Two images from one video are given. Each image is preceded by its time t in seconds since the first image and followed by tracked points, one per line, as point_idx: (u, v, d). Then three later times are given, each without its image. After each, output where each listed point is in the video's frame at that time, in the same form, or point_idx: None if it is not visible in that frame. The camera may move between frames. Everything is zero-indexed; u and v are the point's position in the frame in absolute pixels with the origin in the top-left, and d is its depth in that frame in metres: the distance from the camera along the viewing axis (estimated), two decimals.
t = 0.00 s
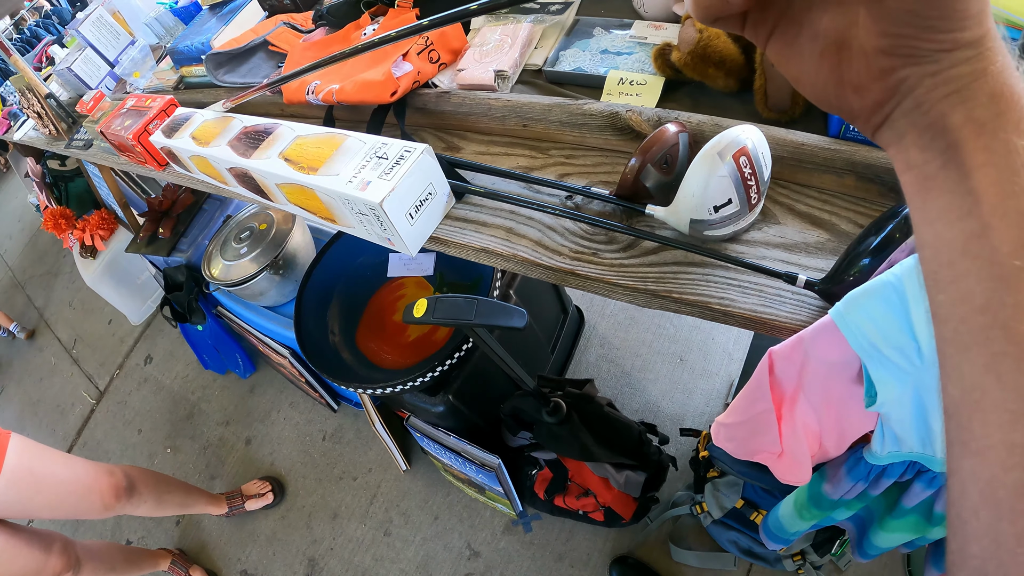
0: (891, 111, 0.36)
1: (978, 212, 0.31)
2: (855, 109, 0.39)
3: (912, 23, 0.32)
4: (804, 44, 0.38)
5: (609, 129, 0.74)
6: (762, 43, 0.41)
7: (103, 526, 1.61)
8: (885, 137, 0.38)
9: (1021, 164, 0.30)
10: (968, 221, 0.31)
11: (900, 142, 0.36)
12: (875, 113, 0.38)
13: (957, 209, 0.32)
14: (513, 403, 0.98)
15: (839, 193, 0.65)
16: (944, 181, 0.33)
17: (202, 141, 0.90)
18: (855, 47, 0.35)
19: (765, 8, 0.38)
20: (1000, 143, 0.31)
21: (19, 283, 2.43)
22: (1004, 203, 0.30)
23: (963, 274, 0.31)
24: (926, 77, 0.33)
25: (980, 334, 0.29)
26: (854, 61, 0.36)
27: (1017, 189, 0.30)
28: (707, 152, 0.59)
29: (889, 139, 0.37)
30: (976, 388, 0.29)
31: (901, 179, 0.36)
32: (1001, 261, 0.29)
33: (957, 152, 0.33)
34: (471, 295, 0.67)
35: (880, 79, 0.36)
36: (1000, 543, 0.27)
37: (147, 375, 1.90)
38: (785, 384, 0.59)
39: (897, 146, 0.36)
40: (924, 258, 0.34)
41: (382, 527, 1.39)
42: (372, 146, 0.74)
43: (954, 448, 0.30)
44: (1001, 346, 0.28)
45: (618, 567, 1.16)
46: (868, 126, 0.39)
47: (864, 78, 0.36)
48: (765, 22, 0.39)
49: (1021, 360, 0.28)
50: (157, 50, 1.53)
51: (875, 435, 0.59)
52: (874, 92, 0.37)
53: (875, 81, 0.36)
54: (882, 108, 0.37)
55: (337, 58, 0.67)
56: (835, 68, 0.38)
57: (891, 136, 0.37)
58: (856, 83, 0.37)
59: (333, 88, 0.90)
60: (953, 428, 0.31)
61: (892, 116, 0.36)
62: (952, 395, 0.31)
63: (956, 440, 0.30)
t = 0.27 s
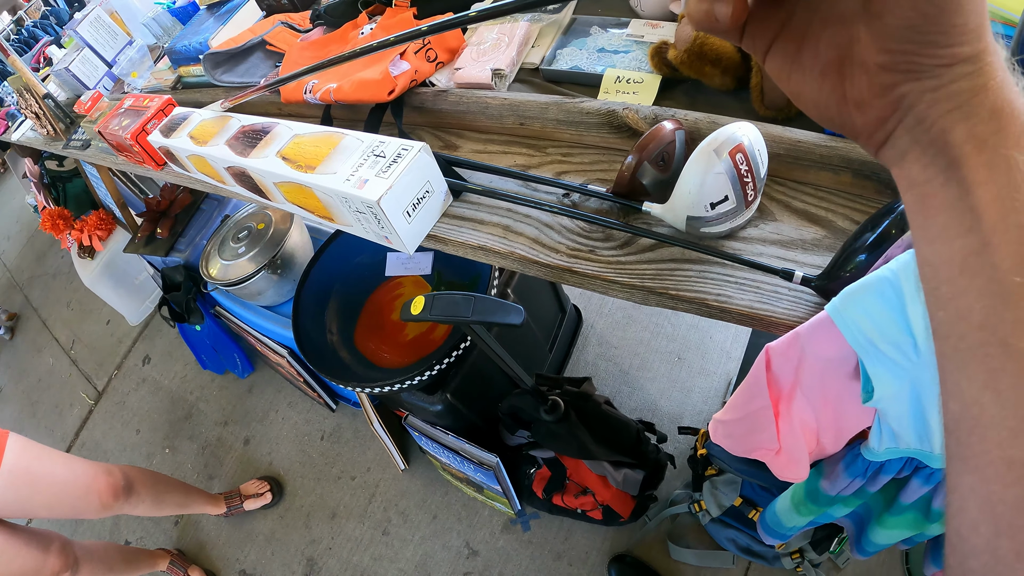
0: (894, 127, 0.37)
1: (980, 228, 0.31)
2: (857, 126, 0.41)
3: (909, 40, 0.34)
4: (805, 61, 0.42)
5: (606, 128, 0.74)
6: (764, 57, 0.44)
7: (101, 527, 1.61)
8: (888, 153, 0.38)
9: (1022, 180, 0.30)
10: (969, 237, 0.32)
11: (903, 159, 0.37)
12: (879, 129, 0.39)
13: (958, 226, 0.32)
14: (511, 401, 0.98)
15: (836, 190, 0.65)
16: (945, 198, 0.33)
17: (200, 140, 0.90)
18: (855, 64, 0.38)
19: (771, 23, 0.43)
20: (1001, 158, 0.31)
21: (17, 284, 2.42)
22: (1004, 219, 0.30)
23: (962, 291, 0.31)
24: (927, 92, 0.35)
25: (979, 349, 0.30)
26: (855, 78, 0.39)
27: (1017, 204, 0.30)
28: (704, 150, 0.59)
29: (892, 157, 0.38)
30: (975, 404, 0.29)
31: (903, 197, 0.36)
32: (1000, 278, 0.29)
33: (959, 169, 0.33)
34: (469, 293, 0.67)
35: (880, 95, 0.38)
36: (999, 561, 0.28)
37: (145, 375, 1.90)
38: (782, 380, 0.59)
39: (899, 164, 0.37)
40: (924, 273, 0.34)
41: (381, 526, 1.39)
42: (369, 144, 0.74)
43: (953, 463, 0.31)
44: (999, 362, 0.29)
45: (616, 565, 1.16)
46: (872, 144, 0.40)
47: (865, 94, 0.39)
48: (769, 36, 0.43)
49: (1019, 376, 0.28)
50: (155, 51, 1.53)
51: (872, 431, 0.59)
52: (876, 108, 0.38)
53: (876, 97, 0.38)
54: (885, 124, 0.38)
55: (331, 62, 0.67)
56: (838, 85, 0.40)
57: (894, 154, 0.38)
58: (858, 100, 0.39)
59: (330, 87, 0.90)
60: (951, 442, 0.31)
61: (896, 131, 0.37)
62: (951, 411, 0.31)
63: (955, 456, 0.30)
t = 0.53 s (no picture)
0: (890, 133, 0.38)
1: (975, 234, 0.32)
2: (854, 133, 0.40)
3: (900, 48, 0.34)
4: (801, 66, 0.42)
5: (603, 126, 0.74)
6: (760, 63, 0.44)
7: (99, 527, 1.60)
8: (885, 159, 0.39)
9: (1017, 187, 0.31)
10: (964, 243, 0.32)
11: (901, 166, 0.37)
12: (874, 135, 0.39)
13: (954, 233, 0.33)
14: (509, 400, 0.98)
15: (832, 187, 0.66)
16: (941, 205, 0.34)
17: (197, 139, 0.90)
18: (850, 69, 0.38)
19: (763, 31, 0.42)
20: (996, 165, 0.32)
21: (15, 285, 2.42)
22: (1000, 225, 0.31)
23: (956, 297, 0.32)
24: (922, 99, 0.34)
25: (975, 356, 0.30)
26: (851, 83, 0.39)
27: (1013, 210, 0.30)
28: (700, 147, 0.59)
29: (889, 165, 0.38)
30: (970, 411, 0.30)
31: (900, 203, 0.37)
32: (996, 284, 0.30)
33: (955, 177, 0.33)
34: (466, 291, 0.67)
35: (875, 101, 0.38)
36: (993, 566, 0.28)
37: (143, 376, 1.89)
38: (779, 376, 0.59)
39: (896, 171, 0.37)
40: (920, 279, 0.34)
41: (379, 526, 1.39)
42: (367, 143, 0.74)
43: (949, 469, 0.31)
44: (995, 370, 0.29)
45: (615, 564, 1.16)
46: (868, 151, 0.40)
47: (861, 101, 0.39)
48: (763, 43, 0.43)
49: (1014, 383, 0.28)
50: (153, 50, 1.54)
51: (869, 428, 0.59)
52: (872, 114, 0.38)
53: (872, 103, 0.38)
54: (880, 130, 0.38)
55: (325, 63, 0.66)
56: (834, 91, 0.40)
57: (890, 160, 0.38)
58: (854, 106, 0.39)
59: (327, 87, 0.91)
60: (947, 449, 0.31)
61: (891, 137, 0.38)
62: (947, 417, 0.31)
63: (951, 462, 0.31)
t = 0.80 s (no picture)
0: (885, 134, 0.38)
1: (971, 234, 0.32)
2: (849, 133, 0.41)
3: (891, 50, 0.34)
4: (797, 66, 0.43)
5: (601, 125, 0.74)
6: (758, 62, 0.46)
7: (98, 528, 1.60)
8: (881, 160, 0.39)
9: (1013, 187, 0.31)
10: (961, 244, 0.32)
11: (897, 167, 0.37)
12: (869, 135, 0.39)
13: (950, 233, 0.33)
14: (508, 399, 0.99)
15: (830, 186, 0.66)
16: (937, 206, 0.34)
17: (196, 139, 0.90)
18: (846, 70, 0.39)
19: (763, 31, 0.44)
20: (992, 166, 0.32)
21: (13, 286, 2.42)
22: (996, 225, 0.31)
23: (953, 297, 0.32)
24: (915, 100, 0.35)
25: (971, 355, 0.30)
26: (845, 84, 0.40)
27: (1008, 210, 0.31)
28: (698, 146, 0.59)
29: (885, 165, 0.38)
30: (967, 411, 0.30)
31: (895, 205, 0.37)
32: (992, 283, 0.30)
33: (951, 177, 0.33)
34: (465, 289, 0.67)
35: (870, 103, 0.38)
36: (992, 565, 0.28)
37: (142, 376, 1.89)
38: (777, 374, 0.59)
39: (892, 172, 0.38)
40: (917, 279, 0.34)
41: (378, 525, 1.39)
42: (366, 142, 0.74)
43: (946, 470, 0.31)
44: (992, 369, 0.29)
45: (614, 564, 1.16)
46: (863, 151, 0.40)
47: (855, 102, 0.39)
48: (762, 44, 0.44)
49: (1010, 383, 0.28)
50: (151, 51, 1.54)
51: (867, 426, 0.59)
52: (867, 115, 0.39)
53: (867, 104, 0.39)
54: (875, 130, 0.39)
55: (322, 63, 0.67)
56: (829, 92, 0.41)
57: (886, 161, 0.38)
58: (849, 107, 0.40)
59: (326, 86, 0.91)
60: (943, 448, 0.31)
61: (887, 137, 0.38)
62: (944, 417, 0.31)
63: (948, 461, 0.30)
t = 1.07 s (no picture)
0: (883, 133, 0.38)
1: (969, 234, 0.32)
2: (846, 132, 0.41)
3: (888, 49, 0.34)
4: (795, 66, 0.43)
5: (599, 124, 0.75)
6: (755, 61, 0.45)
7: (97, 529, 1.60)
8: (879, 159, 0.39)
9: (1010, 186, 0.31)
10: (959, 244, 0.32)
11: (894, 167, 0.37)
12: (867, 134, 0.39)
13: (949, 232, 0.33)
14: (507, 399, 0.99)
15: (828, 184, 0.66)
16: (934, 207, 0.34)
17: (194, 139, 0.90)
18: (843, 69, 0.39)
19: (760, 31, 0.44)
20: (990, 164, 0.32)
21: (11, 287, 2.41)
22: (994, 224, 0.31)
23: (952, 297, 0.32)
24: (913, 99, 0.35)
25: (970, 354, 0.30)
26: (843, 84, 0.40)
27: (1005, 209, 0.31)
28: (695, 145, 0.59)
29: (882, 165, 0.39)
30: (966, 409, 0.30)
31: (893, 203, 0.37)
32: (990, 282, 0.30)
33: (948, 176, 0.34)
34: (463, 288, 0.67)
35: (868, 102, 0.38)
36: (992, 564, 0.28)
37: (141, 377, 1.89)
38: (776, 372, 0.60)
39: (890, 171, 0.38)
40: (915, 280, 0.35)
41: (377, 525, 1.39)
42: (364, 142, 0.74)
43: (945, 468, 0.31)
44: (990, 368, 0.29)
45: (613, 563, 1.16)
46: (861, 151, 0.41)
47: (853, 101, 0.39)
48: (761, 42, 0.44)
49: (1009, 381, 0.28)
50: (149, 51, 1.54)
51: (865, 423, 0.59)
52: (865, 114, 0.39)
53: (865, 103, 0.39)
54: (873, 130, 0.39)
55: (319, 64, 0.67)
56: (826, 91, 0.41)
57: (883, 160, 0.38)
58: (847, 106, 0.40)
59: (324, 86, 0.91)
60: (942, 447, 0.32)
61: (884, 136, 0.38)
62: (942, 416, 0.31)
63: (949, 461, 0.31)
